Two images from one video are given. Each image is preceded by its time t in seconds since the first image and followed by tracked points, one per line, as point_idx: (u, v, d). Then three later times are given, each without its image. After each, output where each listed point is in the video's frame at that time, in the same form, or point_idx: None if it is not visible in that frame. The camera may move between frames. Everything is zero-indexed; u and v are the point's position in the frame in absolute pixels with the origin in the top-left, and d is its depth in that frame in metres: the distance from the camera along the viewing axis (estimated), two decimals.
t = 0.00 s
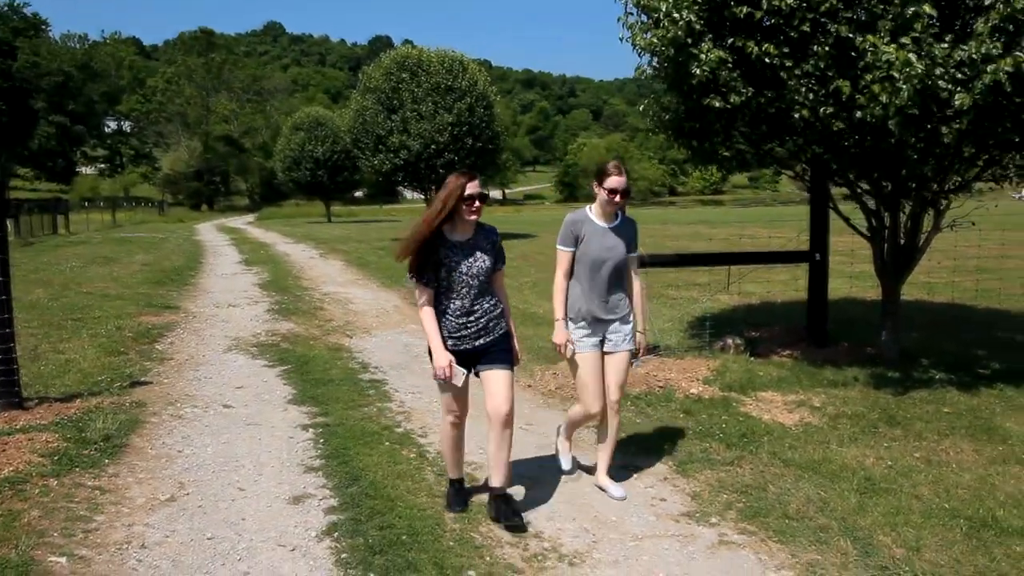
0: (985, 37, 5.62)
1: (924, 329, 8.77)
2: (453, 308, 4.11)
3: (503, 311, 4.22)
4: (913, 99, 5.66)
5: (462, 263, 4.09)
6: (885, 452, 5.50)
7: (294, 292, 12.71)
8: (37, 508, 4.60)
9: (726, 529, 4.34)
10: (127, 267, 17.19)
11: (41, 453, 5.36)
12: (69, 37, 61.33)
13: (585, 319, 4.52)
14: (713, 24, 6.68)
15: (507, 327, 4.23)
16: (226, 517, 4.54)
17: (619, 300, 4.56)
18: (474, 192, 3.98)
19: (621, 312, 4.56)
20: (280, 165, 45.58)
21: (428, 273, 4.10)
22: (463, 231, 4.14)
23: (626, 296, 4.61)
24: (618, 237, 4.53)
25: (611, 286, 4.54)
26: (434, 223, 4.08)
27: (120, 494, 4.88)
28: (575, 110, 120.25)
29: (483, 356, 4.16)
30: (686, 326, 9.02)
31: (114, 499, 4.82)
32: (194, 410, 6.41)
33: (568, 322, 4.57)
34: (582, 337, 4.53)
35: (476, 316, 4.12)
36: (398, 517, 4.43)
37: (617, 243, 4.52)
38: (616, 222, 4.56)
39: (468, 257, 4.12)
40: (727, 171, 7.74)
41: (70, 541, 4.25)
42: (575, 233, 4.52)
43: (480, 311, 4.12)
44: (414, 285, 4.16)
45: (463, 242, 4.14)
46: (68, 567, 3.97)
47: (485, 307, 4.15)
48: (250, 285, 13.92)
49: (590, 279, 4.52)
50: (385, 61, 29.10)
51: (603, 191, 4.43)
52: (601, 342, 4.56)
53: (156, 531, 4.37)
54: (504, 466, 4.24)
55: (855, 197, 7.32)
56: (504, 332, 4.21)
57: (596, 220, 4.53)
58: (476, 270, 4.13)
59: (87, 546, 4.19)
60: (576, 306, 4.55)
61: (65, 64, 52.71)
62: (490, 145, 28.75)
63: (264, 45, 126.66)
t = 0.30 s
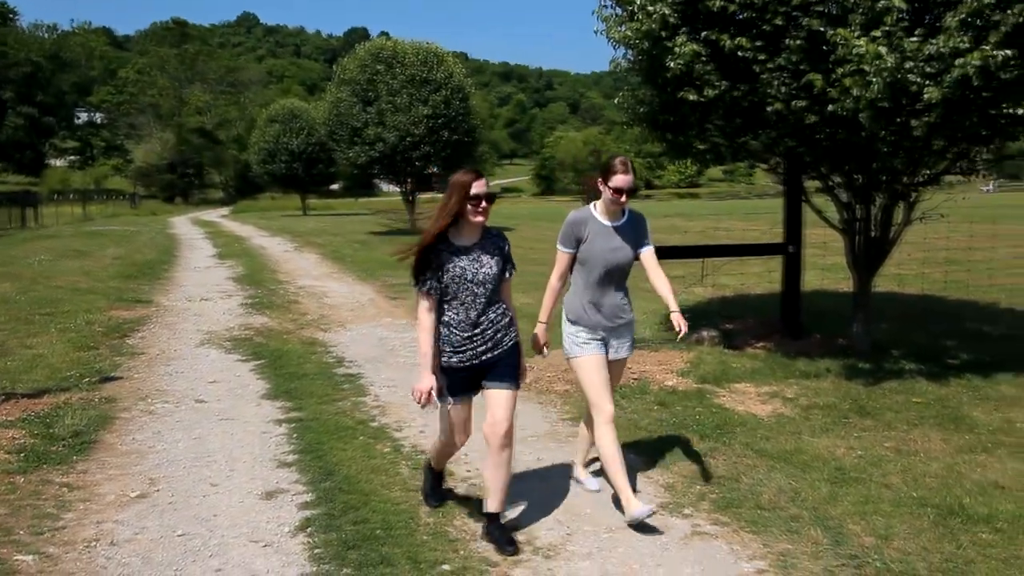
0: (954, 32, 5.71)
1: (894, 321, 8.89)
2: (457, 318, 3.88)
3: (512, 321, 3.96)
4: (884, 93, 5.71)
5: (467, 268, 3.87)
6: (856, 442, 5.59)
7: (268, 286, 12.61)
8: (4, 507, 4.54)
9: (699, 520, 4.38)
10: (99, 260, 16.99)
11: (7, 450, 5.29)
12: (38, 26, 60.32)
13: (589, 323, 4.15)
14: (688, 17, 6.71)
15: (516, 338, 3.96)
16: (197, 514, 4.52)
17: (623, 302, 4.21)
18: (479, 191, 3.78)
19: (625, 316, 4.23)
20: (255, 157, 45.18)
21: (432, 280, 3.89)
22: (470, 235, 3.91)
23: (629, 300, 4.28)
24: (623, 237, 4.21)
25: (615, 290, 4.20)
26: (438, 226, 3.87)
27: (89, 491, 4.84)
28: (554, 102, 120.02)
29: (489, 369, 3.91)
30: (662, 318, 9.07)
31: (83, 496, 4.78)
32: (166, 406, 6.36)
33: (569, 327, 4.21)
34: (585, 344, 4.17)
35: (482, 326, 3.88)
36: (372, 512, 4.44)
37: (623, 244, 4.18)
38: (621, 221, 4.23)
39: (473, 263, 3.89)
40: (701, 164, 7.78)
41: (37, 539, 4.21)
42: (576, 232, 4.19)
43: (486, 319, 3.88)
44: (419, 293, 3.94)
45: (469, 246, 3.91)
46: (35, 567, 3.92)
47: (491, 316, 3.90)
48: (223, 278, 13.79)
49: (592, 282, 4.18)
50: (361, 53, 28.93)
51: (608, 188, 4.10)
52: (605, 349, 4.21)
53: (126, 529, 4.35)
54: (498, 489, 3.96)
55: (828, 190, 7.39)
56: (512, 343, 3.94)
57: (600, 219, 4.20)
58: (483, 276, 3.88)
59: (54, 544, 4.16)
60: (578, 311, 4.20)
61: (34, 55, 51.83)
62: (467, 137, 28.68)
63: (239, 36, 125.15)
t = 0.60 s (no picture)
0: (911, 36, 5.82)
1: (856, 320, 9.05)
2: (448, 324, 3.52)
3: (503, 328, 3.64)
4: (844, 95, 5.80)
5: (459, 270, 3.51)
6: (819, 439, 5.68)
7: (233, 289, 12.48)
8: None
9: (666, 519, 4.43)
10: (58, 266, 16.71)
11: None
12: None
13: (590, 336, 3.88)
14: (652, 19, 6.76)
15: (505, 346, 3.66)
16: (160, 521, 4.47)
17: (627, 311, 3.95)
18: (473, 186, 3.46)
19: (630, 326, 3.97)
20: (219, 160, 44.67)
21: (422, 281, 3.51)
22: (462, 233, 3.55)
23: (633, 308, 4.02)
24: (624, 241, 3.93)
25: (619, 298, 3.93)
26: (428, 222, 3.50)
27: (48, 500, 4.76)
28: (522, 104, 120.22)
29: (481, 379, 3.58)
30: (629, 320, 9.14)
31: (41, 505, 4.70)
32: (128, 412, 6.28)
33: (569, 340, 3.93)
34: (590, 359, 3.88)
35: (476, 333, 3.53)
36: (339, 517, 4.42)
37: (624, 248, 3.91)
38: (620, 224, 3.95)
39: (467, 264, 3.53)
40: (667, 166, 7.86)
41: None
42: (573, 238, 3.92)
43: (478, 326, 3.54)
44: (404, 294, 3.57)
45: (462, 245, 3.55)
46: None
47: (486, 322, 3.56)
48: (187, 282, 13.60)
49: (594, 291, 3.91)
50: (326, 55, 28.77)
51: (605, 189, 3.84)
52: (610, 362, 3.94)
53: (87, 537, 4.29)
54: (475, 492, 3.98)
55: (792, 192, 7.49)
56: (501, 352, 3.64)
57: (598, 222, 3.93)
58: (476, 280, 3.53)
59: (11, 555, 4.09)
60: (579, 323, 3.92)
61: None
62: (434, 139, 28.64)
63: (202, 36, 123.47)
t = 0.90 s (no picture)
0: (854, 40, 5.97)
1: (804, 317, 9.24)
2: (426, 345, 3.28)
3: (486, 348, 3.40)
4: (790, 97, 5.93)
5: (433, 287, 3.28)
6: (767, 434, 5.79)
7: (181, 292, 12.27)
8: None
9: (618, 516, 4.48)
10: None
11: None
12: None
13: (585, 348, 3.76)
14: (604, 20, 6.83)
15: (489, 366, 3.43)
16: (104, 530, 4.38)
17: (623, 319, 3.80)
18: (442, 192, 3.26)
19: (627, 333, 3.81)
20: (168, 159, 43.81)
21: (396, 300, 3.27)
22: (435, 245, 3.32)
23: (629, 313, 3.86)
24: (620, 243, 3.74)
25: (615, 305, 3.77)
26: (399, 235, 3.26)
27: None
28: (478, 104, 120.14)
29: (464, 404, 3.35)
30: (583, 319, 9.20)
31: None
32: (71, 419, 6.14)
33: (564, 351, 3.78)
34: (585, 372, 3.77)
35: (456, 354, 3.30)
36: (289, 522, 4.38)
37: (619, 251, 3.73)
38: (614, 224, 3.76)
39: (442, 278, 3.30)
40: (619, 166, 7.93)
41: None
42: (568, 241, 3.70)
43: (459, 347, 3.30)
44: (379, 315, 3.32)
45: (437, 258, 3.31)
46: None
47: (467, 341, 3.33)
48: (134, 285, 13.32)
49: (590, 298, 3.73)
50: (277, 53, 28.41)
51: (602, 190, 3.63)
52: (606, 373, 3.80)
53: (27, 548, 4.19)
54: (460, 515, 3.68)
55: (741, 191, 7.62)
56: (485, 373, 3.41)
57: (595, 222, 3.71)
58: (453, 296, 3.30)
59: None
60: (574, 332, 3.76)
61: None
62: (389, 139, 28.47)
63: (149, 33, 120.85)
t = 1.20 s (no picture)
0: (796, 42, 6.10)
1: (751, 314, 9.41)
2: (401, 348, 2.94)
3: (467, 350, 3.06)
4: (735, 98, 6.02)
5: (411, 283, 2.91)
6: (715, 430, 5.89)
7: (124, 294, 12.01)
8: None
9: (568, 514, 4.51)
10: None
11: None
12: None
13: (589, 360, 3.52)
14: (553, 20, 6.89)
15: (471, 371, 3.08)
16: (41, 540, 4.27)
17: (629, 328, 3.56)
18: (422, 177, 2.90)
19: (634, 344, 3.57)
20: (110, 158, 42.80)
21: (368, 296, 2.90)
22: (412, 235, 2.96)
23: (635, 322, 3.62)
24: (627, 247, 3.49)
25: (621, 312, 3.53)
26: (371, 224, 2.91)
27: None
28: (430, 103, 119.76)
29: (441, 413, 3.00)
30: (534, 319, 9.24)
31: None
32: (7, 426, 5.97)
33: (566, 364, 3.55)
34: (590, 385, 3.53)
35: (434, 356, 2.97)
36: (234, 527, 4.32)
37: (626, 255, 3.48)
38: (621, 226, 3.50)
39: (421, 273, 2.93)
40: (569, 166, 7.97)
41: None
42: (569, 244, 3.46)
43: (437, 350, 2.97)
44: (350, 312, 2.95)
45: (414, 250, 2.95)
46: None
47: (446, 343, 2.99)
48: (74, 287, 12.98)
49: (593, 306, 3.49)
50: (225, 51, 27.95)
51: (610, 190, 3.39)
52: (612, 386, 3.56)
53: None
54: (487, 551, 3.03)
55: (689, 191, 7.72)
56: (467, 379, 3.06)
57: (600, 224, 3.47)
58: (433, 294, 2.94)
59: None
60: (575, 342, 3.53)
61: None
62: (339, 138, 28.20)
63: (91, 28, 117.77)
